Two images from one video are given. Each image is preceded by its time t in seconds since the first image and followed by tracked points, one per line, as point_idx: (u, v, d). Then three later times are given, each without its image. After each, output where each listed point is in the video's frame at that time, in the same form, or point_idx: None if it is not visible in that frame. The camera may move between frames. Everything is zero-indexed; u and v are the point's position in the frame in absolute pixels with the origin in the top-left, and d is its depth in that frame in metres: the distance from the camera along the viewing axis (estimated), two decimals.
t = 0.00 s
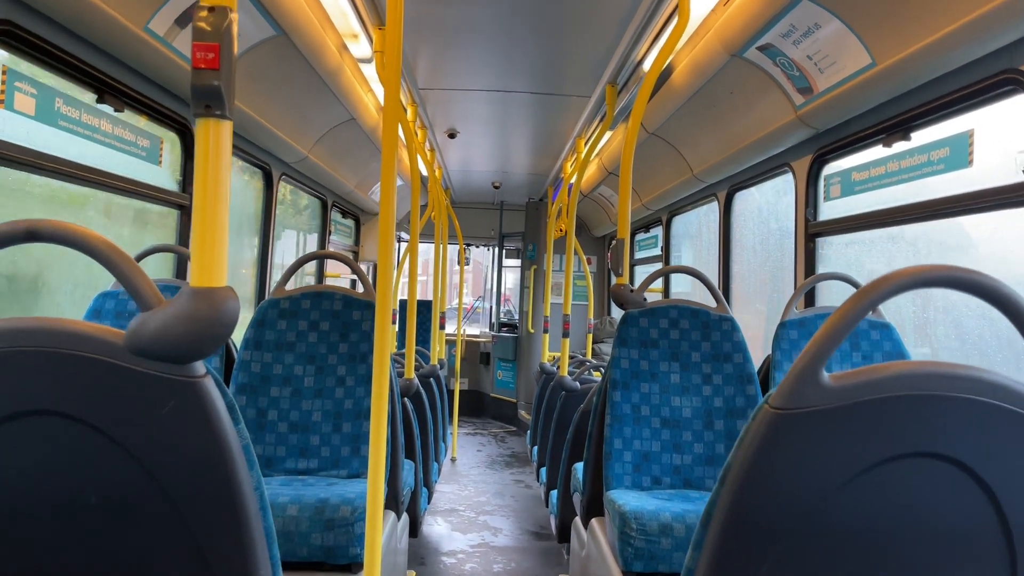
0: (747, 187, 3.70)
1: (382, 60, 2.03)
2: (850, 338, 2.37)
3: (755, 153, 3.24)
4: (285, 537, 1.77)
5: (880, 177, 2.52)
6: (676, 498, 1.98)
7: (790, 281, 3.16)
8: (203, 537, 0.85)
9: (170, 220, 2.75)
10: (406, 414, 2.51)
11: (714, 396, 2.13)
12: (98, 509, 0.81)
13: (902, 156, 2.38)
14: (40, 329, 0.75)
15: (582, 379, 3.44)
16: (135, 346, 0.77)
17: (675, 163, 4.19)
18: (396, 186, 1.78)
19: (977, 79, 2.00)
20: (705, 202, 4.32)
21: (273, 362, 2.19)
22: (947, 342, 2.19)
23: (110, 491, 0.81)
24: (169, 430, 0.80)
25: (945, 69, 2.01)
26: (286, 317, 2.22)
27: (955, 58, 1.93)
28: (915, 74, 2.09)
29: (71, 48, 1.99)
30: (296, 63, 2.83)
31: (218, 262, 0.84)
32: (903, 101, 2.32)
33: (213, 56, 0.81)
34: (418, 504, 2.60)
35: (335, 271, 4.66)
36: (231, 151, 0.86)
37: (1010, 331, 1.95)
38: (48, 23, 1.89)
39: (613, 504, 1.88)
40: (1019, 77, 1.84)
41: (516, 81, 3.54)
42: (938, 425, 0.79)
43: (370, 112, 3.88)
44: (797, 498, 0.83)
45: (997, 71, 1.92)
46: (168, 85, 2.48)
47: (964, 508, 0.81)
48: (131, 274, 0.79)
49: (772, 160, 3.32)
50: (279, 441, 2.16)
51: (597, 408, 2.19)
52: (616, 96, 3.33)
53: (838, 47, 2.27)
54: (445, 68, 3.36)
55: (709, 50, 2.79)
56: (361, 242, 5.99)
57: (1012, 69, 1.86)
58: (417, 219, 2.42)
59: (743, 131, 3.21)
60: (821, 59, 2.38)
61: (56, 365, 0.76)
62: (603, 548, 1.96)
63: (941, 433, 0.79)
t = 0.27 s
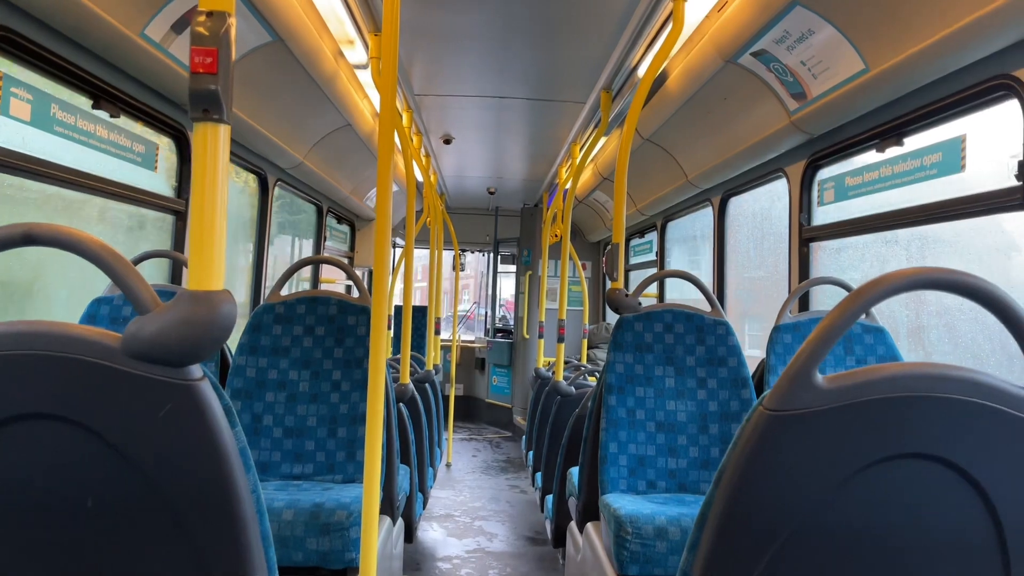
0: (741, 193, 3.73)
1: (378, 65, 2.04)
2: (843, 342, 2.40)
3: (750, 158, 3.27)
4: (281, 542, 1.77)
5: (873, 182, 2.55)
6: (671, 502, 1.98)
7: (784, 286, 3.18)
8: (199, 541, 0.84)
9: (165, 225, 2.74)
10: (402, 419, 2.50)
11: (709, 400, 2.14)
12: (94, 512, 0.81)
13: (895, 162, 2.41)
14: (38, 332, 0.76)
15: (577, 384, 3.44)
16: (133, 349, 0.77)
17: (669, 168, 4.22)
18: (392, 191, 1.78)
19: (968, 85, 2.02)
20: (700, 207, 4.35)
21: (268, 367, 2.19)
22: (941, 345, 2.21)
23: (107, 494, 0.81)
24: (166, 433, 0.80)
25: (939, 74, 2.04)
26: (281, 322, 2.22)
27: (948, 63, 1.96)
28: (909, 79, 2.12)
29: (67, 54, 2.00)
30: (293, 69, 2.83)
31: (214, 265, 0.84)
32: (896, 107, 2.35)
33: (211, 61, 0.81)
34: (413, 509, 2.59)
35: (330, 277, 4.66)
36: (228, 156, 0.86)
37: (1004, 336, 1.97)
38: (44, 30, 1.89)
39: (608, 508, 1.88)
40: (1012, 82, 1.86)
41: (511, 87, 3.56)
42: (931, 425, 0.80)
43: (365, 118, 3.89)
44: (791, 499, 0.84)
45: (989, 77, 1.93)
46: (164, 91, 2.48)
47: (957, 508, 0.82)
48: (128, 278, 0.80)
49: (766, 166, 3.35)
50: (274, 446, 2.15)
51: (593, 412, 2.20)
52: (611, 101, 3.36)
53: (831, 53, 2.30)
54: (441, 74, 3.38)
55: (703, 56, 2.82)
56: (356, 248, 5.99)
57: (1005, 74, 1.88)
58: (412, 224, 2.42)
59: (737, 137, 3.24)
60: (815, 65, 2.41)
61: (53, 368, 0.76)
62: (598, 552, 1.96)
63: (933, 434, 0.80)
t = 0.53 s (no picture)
0: (733, 194, 3.75)
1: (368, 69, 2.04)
2: (837, 341, 2.40)
3: (741, 159, 3.28)
4: (274, 548, 1.76)
5: (864, 182, 2.56)
6: (666, 503, 1.98)
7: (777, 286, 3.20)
8: (190, 548, 0.84)
9: (156, 232, 2.73)
10: (396, 424, 2.50)
11: (703, 401, 2.14)
12: (82, 520, 0.80)
13: (885, 161, 2.43)
14: (23, 339, 0.75)
15: (571, 387, 3.44)
16: (119, 355, 0.77)
17: (661, 170, 4.24)
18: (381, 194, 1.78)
19: (957, 84, 2.03)
20: (692, 209, 4.37)
21: (261, 373, 2.18)
22: (934, 344, 2.23)
23: (96, 501, 0.80)
24: (154, 439, 0.79)
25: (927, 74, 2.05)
26: (273, 327, 2.21)
27: (936, 63, 1.98)
28: (898, 79, 2.14)
29: (56, 61, 1.99)
30: (283, 74, 2.83)
31: (202, 271, 0.84)
32: (885, 107, 2.37)
33: (196, 65, 0.81)
34: (408, 514, 2.58)
35: (323, 282, 4.65)
36: (214, 161, 0.86)
37: (995, 332, 1.97)
38: (32, 37, 1.88)
39: (603, 511, 1.88)
40: (1000, 81, 1.87)
41: (503, 91, 3.57)
42: (921, 423, 0.80)
43: (357, 122, 3.89)
44: (782, 499, 0.84)
45: (978, 76, 1.95)
46: (154, 97, 2.47)
47: (947, 505, 0.82)
48: (115, 284, 0.79)
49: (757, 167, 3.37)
50: (267, 452, 2.14)
51: (587, 414, 2.20)
52: (602, 104, 3.38)
53: (820, 53, 2.32)
54: (432, 78, 3.39)
55: (693, 58, 2.84)
56: (350, 253, 5.98)
57: (993, 74, 1.89)
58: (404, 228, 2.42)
59: (728, 138, 3.25)
60: (805, 65, 2.43)
61: (39, 375, 0.75)
62: (594, 555, 1.96)
63: (923, 431, 0.80)
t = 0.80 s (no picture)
0: (731, 197, 3.77)
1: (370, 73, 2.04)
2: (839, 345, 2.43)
3: (739, 162, 3.31)
4: (277, 554, 1.75)
5: (863, 185, 2.59)
6: (669, 507, 1.99)
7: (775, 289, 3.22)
8: (200, 556, 0.84)
9: (156, 236, 2.72)
10: (397, 428, 2.49)
11: (704, 404, 2.15)
12: (92, 527, 0.80)
13: (885, 164, 2.45)
14: (34, 347, 0.75)
15: (571, 390, 3.45)
16: (130, 362, 0.77)
17: (659, 173, 4.26)
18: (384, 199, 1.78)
19: (956, 87, 2.06)
20: (690, 212, 4.39)
21: (262, 378, 2.17)
22: (935, 347, 2.24)
23: (106, 509, 0.80)
24: (166, 447, 0.79)
25: (925, 78, 2.08)
26: (275, 332, 2.20)
27: (934, 67, 2.00)
28: (896, 83, 2.16)
29: (56, 67, 1.99)
30: (282, 78, 2.83)
31: (211, 278, 0.84)
32: (885, 110, 2.40)
33: (205, 72, 0.81)
34: (409, 518, 2.57)
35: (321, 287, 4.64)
36: (223, 167, 0.86)
37: (997, 332, 1.99)
38: (33, 43, 1.88)
39: (606, 515, 1.89)
40: (999, 84, 1.90)
41: (502, 95, 3.58)
42: (928, 426, 0.81)
43: (356, 126, 3.88)
44: (791, 502, 0.85)
45: (977, 79, 1.97)
46: (154, 102, 2.46)
47: (954, 507, 0.83)
48: (125, 291, 0.79)
49: (755, 170, 3.39)
50: (269, 458, 2.14)
51: (588, 418, 2.20)
52: (600, 107, 3.39)
53: (819, 57, 2.34)
54: (431, 82, 3.39)
55: (692, 61, 2.86)
56: (347, 257, 5.97)
57: (992, 77, 1.92)
58: (404, 232, 2.42)
59: (727, 142, 3.28)
60: (803, 69, 2.45)
61: (50, 383, 0.75)
62: (596, 558, 1.96)
63: (930, 435, 0.81)
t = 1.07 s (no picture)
0: (727, 197, 3.78)
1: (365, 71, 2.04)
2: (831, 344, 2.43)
3: (734, 162, 3.31)
4: (271, 552, 1.75)
5: (858, 185, 2.59)
6: (663, 506, 2.00)
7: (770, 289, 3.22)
8: (191, 553, 0.84)
9: (151, 234, 2.71)
10: (391, 427, 2.49)
11: (698, 404, 2.16)
12: (83, 525, 0.80)
13: (879, 164, 2.46)
14: (24, 343, 0.75)
15: (566, 389, 3.45)
16: (121, 359, 0.76)
17: (655, 173, 4.27)
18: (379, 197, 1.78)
19: (950, 88, 2.07)
20: (686, 212, 4.40)
21: (256, 377, 2.17)
22: (928, 347, 2.25)
23: (98, 506, 0.80)
24: (157, 444, 0.79)
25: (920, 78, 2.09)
26: (269, 331, 2.20)
27: (929, 68, 2.01)
28: (891, 83, 2.17)
29: (51, 65, 1.98)
30: (278, 77, 2.82)
31: (202, 275, 0.84)
32: (880, 111, 2.40)
33: (197, 69, 0.82)
34: (404, 517, 2.57)
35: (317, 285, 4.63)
36: (215, 163, 0.86)
37: (989, 332, 2.00)
38: (28, 40, 1.88)
39: (600, 513, 1.89)
40: (992, 85, 1.91)
41: (498, 94, 3.58)
42: (920, 424, 0.81)
43: (352, 125, 3.88)
44: (782, 501, 0.85)
45: (971, 80, 1.98)
46: (150, 100, 2.45)
47: (944, 505, 0.84)
48: (117, 288, 0.79)
49: (750, 170, 3.40)
50: (263, 456, 2.13)
51: (583, 417, 2.21)
52: (596, 107, 3.40)
53: (814, 57, 2.35)
54: (427, 81, 3.39)
55: (688, 61, 2.86)
56: (343, 256, 5.97)
57: (985, 77, 1.93)
58: (399, 231, 2.42)
59: (722, 142, 3.28)
60: (799, 69, 2.46)
61: (41, 380, 0.75)
62: (590, 557, 1.97)
63: (921, 433, 0.82)
